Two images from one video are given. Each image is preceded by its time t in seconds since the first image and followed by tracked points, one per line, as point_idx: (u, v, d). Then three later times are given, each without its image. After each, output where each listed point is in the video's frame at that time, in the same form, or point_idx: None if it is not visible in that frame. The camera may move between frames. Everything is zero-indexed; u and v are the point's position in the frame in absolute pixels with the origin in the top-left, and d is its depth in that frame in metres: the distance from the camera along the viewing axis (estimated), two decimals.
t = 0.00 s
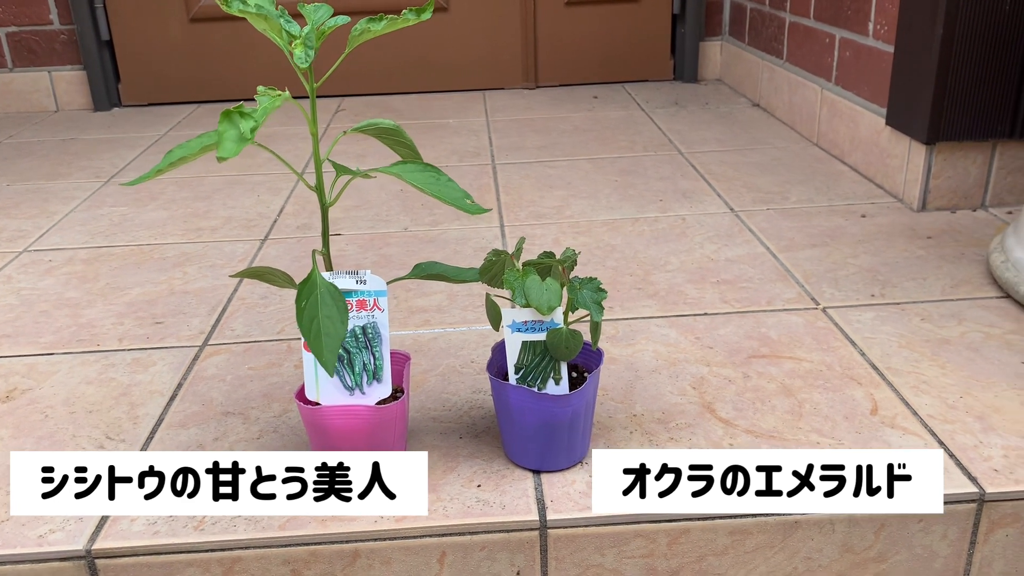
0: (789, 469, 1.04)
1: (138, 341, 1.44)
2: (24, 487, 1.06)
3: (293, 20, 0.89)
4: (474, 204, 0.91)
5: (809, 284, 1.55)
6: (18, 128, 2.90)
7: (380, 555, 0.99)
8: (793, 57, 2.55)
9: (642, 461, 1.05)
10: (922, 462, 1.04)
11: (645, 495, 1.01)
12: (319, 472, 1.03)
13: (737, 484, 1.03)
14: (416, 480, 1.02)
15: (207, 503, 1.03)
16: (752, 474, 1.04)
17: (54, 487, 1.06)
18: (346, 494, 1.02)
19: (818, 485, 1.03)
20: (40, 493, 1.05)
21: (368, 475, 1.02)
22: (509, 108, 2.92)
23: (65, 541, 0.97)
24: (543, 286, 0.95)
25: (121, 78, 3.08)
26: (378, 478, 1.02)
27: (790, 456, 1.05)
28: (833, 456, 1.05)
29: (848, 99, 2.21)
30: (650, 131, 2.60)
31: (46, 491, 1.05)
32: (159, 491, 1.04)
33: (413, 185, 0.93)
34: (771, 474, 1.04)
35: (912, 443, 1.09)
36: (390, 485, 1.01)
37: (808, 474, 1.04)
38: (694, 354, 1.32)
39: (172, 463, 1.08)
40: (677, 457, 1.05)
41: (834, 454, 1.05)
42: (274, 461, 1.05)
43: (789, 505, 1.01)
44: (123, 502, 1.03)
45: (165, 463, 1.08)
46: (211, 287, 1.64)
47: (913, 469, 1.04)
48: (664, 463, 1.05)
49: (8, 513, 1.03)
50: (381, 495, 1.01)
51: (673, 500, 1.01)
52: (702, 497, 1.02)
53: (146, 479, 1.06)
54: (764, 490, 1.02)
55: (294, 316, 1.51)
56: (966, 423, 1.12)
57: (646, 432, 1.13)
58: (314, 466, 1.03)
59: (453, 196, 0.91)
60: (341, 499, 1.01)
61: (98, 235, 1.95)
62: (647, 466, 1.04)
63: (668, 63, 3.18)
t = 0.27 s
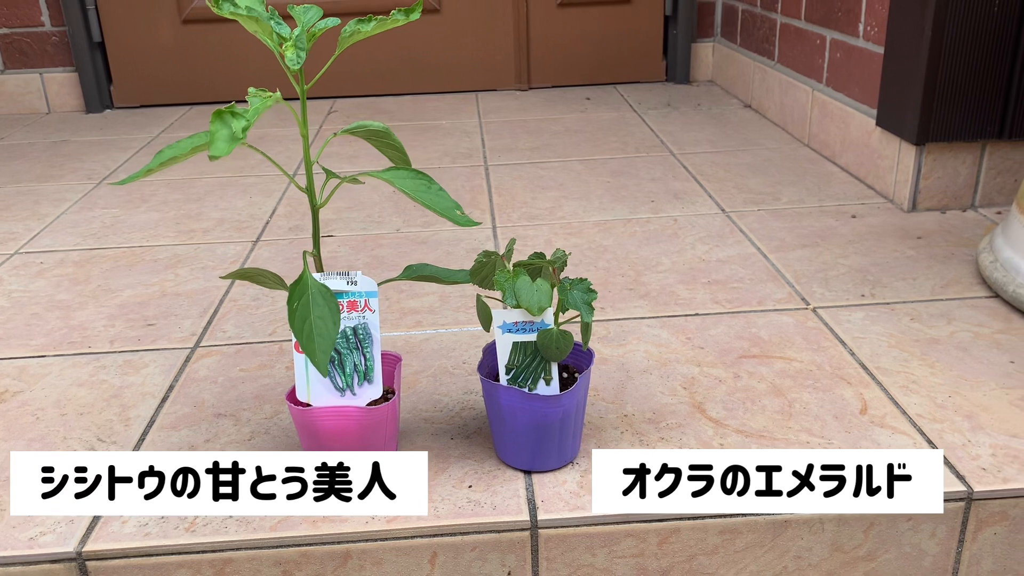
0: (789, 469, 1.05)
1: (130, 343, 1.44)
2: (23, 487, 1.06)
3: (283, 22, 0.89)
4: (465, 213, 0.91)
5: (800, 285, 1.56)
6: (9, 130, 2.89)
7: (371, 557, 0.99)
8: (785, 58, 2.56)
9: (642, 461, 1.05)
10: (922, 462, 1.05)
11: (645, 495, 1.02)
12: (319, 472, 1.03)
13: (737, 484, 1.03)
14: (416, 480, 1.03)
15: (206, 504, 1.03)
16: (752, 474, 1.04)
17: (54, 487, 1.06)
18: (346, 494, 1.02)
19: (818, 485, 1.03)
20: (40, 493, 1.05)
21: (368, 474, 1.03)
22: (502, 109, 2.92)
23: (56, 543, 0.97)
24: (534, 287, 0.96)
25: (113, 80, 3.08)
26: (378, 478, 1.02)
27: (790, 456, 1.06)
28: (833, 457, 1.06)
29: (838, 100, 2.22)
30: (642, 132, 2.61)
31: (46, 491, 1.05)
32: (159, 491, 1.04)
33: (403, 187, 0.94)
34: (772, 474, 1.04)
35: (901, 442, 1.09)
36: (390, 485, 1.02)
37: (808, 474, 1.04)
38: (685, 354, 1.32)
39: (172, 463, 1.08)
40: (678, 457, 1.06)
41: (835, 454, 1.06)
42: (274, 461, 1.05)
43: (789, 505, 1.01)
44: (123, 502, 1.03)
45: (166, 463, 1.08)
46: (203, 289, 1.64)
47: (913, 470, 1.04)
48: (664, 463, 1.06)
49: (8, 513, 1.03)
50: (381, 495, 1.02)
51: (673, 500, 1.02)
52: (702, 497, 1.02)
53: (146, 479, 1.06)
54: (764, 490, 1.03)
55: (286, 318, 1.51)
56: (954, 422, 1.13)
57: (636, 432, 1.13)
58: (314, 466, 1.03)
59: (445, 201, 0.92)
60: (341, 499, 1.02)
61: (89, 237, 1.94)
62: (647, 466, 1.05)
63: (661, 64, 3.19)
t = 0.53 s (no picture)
0: (789, 469, 1.05)
1: (125, 345, 1.43)
2: (24, 487, 1.06)
3: (280, 22, 0.89)
4: (461, 209, 0.91)
5: (797, 286, 1.56)
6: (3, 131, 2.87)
7: (369, 559, 0.98)
8: (780, 60, 2.57)
9: (642, 461, 1.05)
10: (922, 462, 1.05)
11: (645, 495, 1.02)
12: (319, 472, 1.02)
13: (737, 484, 1.03)
14: (416, 480, 1.03)
15: (207, 504, 1.02)
16: (752, 474, 1.04)
17: (54, 487, 1.05)
18: (346, 494, 1.02)
19: (818, 485, 1.03)
20: (40, 493, 1.05)
21: (368, 475, 1.02)
22: (497, 110, 2.92)
23: (52, 545, 0.97)
24: (532, 288, 0.95)
25: (108, 80, 3.07)
26: (378, 478, 1.02)
27: (790, 456, 1.06)
28: (833, 457, 1.06)
29: (834, 101, 2.22)
30: (638, 133, 2.61)
31: (47, 491, 1.05)
32: (159, 491, 1.03)
33: (401, 188, 0.93)
34: (772, 474, 1.04)
35: (899, 443, 1.09)
36: (390, 485, 1.02)
37: (808, 474, 1.04)
38: (682, 356, 1.32)
39: (172, 463, 1.07)
40: (677, 457, 1.06)
41: (835, 454, 1.06)
42: (273, 461, 1.04)
43: (789, 505, 1.01)
44: (123, 502, 1.03)
45: (166, 463, 1.08)
46: (199, 290, 1.64)
47: (913, 470, 1.04)
48: (664, 463, 1.05)
49: (7, 514, 1.02)
50: (381, 495, 1.01)
51: (673, 500, 1.02)
52: (702, 497, 1.02)
53: (146, 479, 1.05)
54: (764, 490, 1.03)
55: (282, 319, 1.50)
56: (951, 424, 1.13)
57: (634, 434, 1.13)
58: (314, 466, 1.03)
59: (442, 200, 0.91)
60: (341, 499, 1.01)
61: (84, 238, 1.93)
62: (647, 466, 1.05)
63: (656, 65, 3.19)
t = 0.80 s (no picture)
0: (789, 469, 1.05)
1: (124, 344, 1.43)
2: (24, 487, 1.05)
3: (280, 22, 0.89)
4: (462, 214, 0.91)
5: (795, 286, 1.56)
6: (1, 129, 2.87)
7: (369, 558, 0.98)
8: (779, 60, 2.57)
9: (642, 461, 1.05)
10: (922, 462, 1.05)
11: (645, 494, 1.02)
12: (318, 472, 1.02)
13: (737, 484, 1.03)
14: (416, 480, 1.03)
15: (207, 503, 1.02)
16: (752, 474, 1.04)
17: (54, 487, 1.05)
18: (346, 494, 1.02)
19: (818, 485, 1.04)
20: (40, 493, 1.04)
21: (368, 475, 1.02)
22: (496, 110, 2.92)
23: (51, 544, 0.97)
24: (532, 288, 0.95)
25: (106, 79, 3.06)
26: (378, 478, 1.02)
27: (790, 456, 1.06)
28: (833, 457, 1.06)
29: (832, 102, 2.22)
30: (637, 133, 2.61)
31: (46, 491, 1.04)
32: (159, 491, 1.03)
33: (400, 188, 0.93)
34: (771, 474, 1.05)
35: (897, 444, 1.09)
36: (390, 485, 1.02)
37: (808, 474, 1.05)
38: (681, 356, 1.32)
39: (172, 463, 1.07)
40: (677, 457, 1.06)
41: (834, 454, 1.06)
42: (273, 461, 1.04)
43: (789, 505, 1.01)
44: (122, 502, 1.02)
45: (166, 463, 1.07)
46: (197, 290, 1.63)
47: (912, 470, 1.05)
48: (664, 463, 1.06)
49: (7, 514, 1.02)
50: (381, 495, 1.01)
51: (673, 500, 1.02)
52: (702, 497, 1.02)
53: (146, 479, 1.05)
54: (764, 489, 1.03)
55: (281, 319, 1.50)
56: (950, 425, 1.13)
57: (633, 434, 1.13)
58: (314, 466, 1.03)
59: (442, 203, 0.91)
60: (341, 499, 1.01)
61: (82, 236, 1.93)
62: (647, 466, 1.05)
63: (655, 66, 3.20)
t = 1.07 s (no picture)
0: (789, 469, 1.05)
1: (128, 341, 1.43)
2: (24, 487, 1.05)
3: (286, 19, 0.89)
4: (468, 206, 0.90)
5: (801, 286, 1.55)
6: (5, 125, 2.87)
7: (374, 557, 0.98)
8: (784, 60, 2.56)
9: (642, 461, 1.05)
10: (921, 462, 1.05)
11: (645, 494, 1.01)
12: (318, 472, 1.02)
13: (737, 484, 1.03)
14: (416, 480, 1.02)
15: (207, 503, 1.02)
16: (752, 474, 1.04)
17: (54, 486, 1.05)
18: (346, 494, 1.01)
19: (818, 485, 1.03)
20: (40, 493, 1.04)
21: (368, 475, 1.02)
22: (501, 108, 2.92)
23: (56, 542, 0.96)
24: (538, 287, 0.95)
25: (110, 75, 3.06)
26: (378, 478, 1.01)
27: (790, 456, 1.06)
28: (833, 457, 1.06)
29: (838, 102, 2.22)
30: (641, 132, 2.60)
31: (47, 491, 1.04)
32: (159, 491, 1.03)
33: (408, 186, 0.93)
34: (771, 474, 1.04)
35: (904, 445, 1.09)
36: (390, 485, 1.01)
37: (808, 474, 1.04)
38: (687, 356, 1.32)
39: (172, 463, 1.07)
40: (677, 457, 1.06)
41: (834, 454, 1.06)
42: (273, 461, 1.04)
43: (789, 505, 1.01)
44: (123, 502, 1.02)
45: (166, 463, 1.07)
46: (201, 287, 1.63)
47: (912, 470, 1.04)
48: (664, 463, 1.05)
49: (7, 513, 1.01)
50: (381, 495, 1.01)
51: (673, 500, 1.01)
52: (702, 497, 1.02)
53: (146, 479, 1.05)
54: (764, 490, 1.02)
55: (285, 316, 1.50)
56: (958, 426, 1.13)
57: (639, 434, 1.13)
58: (314, 466, 1.02)
59: (448, 196, 0.91)
60: (341, 499, 1.01)
61: (86, 233, 1.93)
62: (647, 466, 1.04)
63: (659, 64, 3.19)
